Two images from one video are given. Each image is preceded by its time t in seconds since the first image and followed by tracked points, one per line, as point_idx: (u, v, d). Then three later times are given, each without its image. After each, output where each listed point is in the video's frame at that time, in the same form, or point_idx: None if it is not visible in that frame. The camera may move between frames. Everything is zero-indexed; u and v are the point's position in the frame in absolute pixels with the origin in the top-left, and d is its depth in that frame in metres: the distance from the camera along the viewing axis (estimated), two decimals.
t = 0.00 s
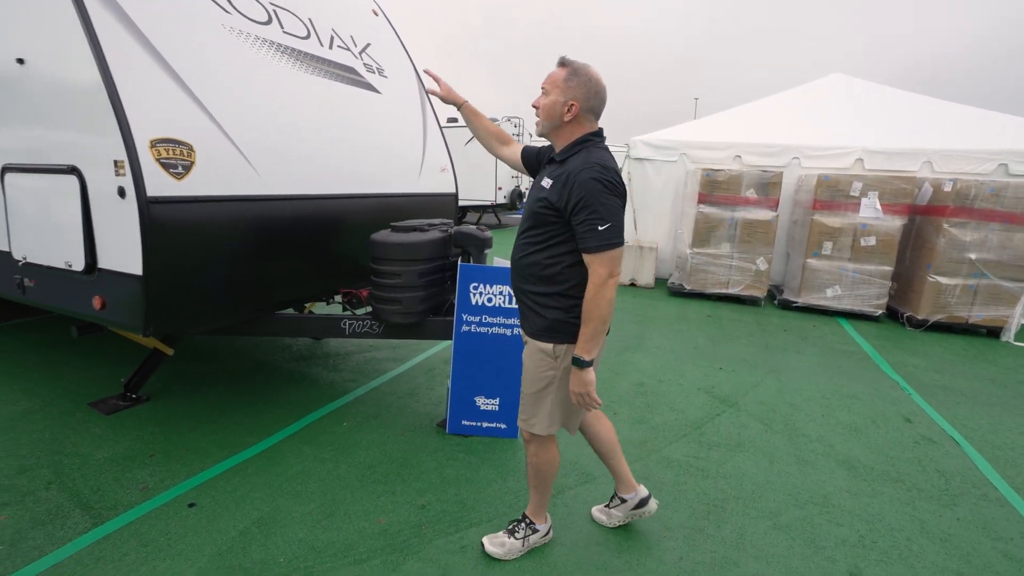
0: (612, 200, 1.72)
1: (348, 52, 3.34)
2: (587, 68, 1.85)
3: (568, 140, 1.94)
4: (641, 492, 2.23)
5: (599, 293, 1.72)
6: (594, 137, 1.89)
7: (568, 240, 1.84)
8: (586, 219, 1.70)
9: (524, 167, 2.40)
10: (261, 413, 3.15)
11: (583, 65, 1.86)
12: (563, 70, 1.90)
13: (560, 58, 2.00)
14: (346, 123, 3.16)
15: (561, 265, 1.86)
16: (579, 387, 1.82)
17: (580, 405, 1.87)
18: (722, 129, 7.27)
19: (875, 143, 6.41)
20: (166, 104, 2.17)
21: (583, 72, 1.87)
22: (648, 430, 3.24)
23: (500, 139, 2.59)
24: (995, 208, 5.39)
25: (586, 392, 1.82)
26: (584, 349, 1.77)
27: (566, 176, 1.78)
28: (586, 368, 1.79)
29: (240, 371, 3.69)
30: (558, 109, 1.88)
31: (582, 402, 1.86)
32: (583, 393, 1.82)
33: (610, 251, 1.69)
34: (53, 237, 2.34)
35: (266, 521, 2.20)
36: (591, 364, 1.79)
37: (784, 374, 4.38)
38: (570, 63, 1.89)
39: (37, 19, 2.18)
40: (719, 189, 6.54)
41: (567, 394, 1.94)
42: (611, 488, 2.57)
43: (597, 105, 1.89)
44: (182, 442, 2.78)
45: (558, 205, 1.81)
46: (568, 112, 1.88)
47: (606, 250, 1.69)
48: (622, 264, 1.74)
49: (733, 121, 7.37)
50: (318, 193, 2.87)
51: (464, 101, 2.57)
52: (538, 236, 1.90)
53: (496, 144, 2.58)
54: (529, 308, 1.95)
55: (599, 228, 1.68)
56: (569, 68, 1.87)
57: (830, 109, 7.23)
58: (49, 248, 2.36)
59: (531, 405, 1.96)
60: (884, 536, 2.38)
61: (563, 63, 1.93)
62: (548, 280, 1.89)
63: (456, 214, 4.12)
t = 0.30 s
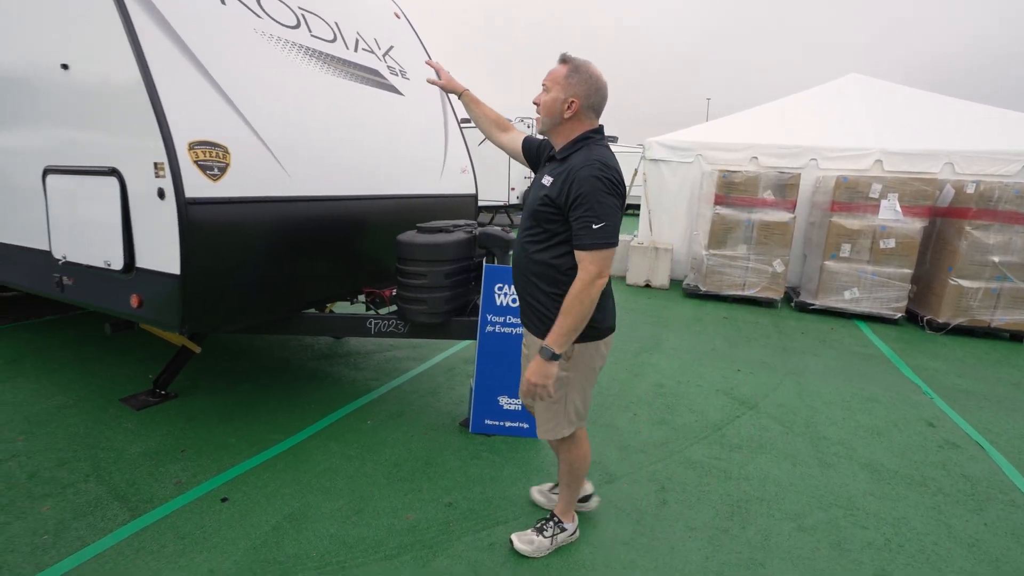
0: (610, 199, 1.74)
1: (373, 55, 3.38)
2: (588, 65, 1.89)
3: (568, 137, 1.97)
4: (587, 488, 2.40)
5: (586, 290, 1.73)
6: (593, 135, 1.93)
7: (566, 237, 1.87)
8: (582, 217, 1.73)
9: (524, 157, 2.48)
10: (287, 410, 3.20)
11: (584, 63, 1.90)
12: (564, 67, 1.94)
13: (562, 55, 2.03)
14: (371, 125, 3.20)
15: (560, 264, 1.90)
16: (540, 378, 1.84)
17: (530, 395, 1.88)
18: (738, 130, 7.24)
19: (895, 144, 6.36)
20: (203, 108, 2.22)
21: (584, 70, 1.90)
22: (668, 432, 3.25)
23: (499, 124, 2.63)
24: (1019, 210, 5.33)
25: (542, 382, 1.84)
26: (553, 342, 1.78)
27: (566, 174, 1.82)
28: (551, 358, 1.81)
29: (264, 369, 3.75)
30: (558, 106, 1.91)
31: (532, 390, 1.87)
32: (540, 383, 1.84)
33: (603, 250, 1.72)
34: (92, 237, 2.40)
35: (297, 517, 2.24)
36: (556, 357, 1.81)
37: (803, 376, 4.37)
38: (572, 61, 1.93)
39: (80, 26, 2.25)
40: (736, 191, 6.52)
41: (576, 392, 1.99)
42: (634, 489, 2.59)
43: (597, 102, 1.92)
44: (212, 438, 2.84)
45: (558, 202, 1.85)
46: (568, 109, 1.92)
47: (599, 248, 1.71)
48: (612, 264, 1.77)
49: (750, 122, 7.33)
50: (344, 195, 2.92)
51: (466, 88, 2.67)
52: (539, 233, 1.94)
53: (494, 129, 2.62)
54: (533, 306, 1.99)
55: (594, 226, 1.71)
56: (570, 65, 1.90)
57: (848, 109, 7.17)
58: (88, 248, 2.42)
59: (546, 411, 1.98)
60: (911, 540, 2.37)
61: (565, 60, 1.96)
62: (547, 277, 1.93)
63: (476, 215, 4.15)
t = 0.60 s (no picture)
0: (608, 202, 1.78)
1: (397, 56, 3.43)
2: (587, 71, 1.93)
3: (566, 141, 2.00)
4: (510, 485, 2.33)
5: (580, 289, 1.77)
6: (591, 138, 1.96)
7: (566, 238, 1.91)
8: (581, 219, 1.77)
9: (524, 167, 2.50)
10: (313, 406, 3.26)
11: (583, 68, 1.93)
12: (564, 72, 1.97)
13: (562, 61, 2.06)
14: (397, 125, 3.25)
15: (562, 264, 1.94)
16: (526, 363, 1.87)
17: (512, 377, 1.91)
18: (752, 131, 7.24)
19: (911, 145, 6.34)
20: (241, 109, 2.28)
21: (582, 75, 1.93)
22: (689, 430, 3.27)
23: (501, 141, 2.68)
24: None
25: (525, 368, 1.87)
26: (539, 331, 1.83)
27: (568, 177, 1.86)
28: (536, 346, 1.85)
29: (288, 366, 3.81)
30: (557, 110, 1.95)
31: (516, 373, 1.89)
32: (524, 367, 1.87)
33: (598, 251, 1.75)
34: (132, 235, 2.46)
35: (330, 509, 2.29)
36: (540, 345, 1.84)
37: (821, 376, 4.37)
38: (571, 66, 1.96)
39: (122, 29, 2.30)
40: (751, 191, 6.52)
41: (587, 382, 2.02)
42: (659, 485, 2.64)
43: (596, 108, 1.96)
44: (242, 433, 2.90)
45: (559, 204, 1.88)
46: (567, 114, 1.95)
47: (596, 250, 1.75)
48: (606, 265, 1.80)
49: (764, 123, 7.32)
50: (371, 195, 2.96)
51: (469, 104, 2.64)
52: (540, 234, 1.98)
53: (497, 146, 2.67)
54: (536, 305, 2.04)
55: (590, 229, 1.75)
56: (570, 70, 1.94)
57: (863, 110, 7.15)
58: (127, 246, 2.48)
59: (558, 403, 2.01)
60: (936, 539, 2.39)
61: (564, 66, 1.99)
62: (548, 278, 1.98)
63: (495, 215, 4.20)
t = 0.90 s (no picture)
0: (594, 197, 1.84)
1: (419, 59, 3.49)
2: (576, 79, 1.96)
3: (552, 144, 2.05)
4: (530, 484, 2.38)
5: (576, 281, 1.83)
6: (575, 141, 2.01)
7: (552, 234, 1.96)
8: (569, 213, 1.82)
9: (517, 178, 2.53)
10: (338, 402, 3.33)
11: (573, 76, 1.96)
12: (553, 78, 2.01)
13: (554, 66, 2.10)
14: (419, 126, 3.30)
15: (546, 257, 1.97)
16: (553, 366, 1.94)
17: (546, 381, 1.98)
18: (765, 131, 7.25)
19: (928, 145, 6.31)
20: (275, 111, 2.35)
21: (571, 82, 1.97)
22: (708, 428, 3.30)
23: (495, 150, 2.71)
24: None
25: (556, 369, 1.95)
26: (559, 330, 1.88)
27: (553, 175, 1.91)
28: (559, 348, 1.91)
29: (310, 363, 3.88)
30: (545, 114, 2.00)
31: (550, 377, 1.98)
32: (554, 369, 1.95)
33: (589, 243, 1.81)
34: (168, 234, 2.53)
35: (360, 502, 2.35)
36: (564, 346, 1.91)
37: (837, 376, 4.38)
38: (560, 72, 1.99)
39: (162, 35, 2.38)
40: (765, 191, 6.51)
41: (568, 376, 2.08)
42: (679, 481, 2.68)
43: (581, 114, 2.00)
44: (270, 427, 2.97)
45: (544, 201, 1.93)
46: (554, 117, 2.00)
47: (587, 242, 1.81)
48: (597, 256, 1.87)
49: (778, 123, 7.31)
50: (397, 195, 3.01)
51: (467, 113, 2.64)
52: (525, 231, 2.02)
53: (491, 155, 2.70)
54: (518, 298, 2.06)
55: (580, 222, 1.81)
56: (559, 76, 1.98)
57: (879, 109, 7.12)
58: (164, 244, 2.56)
59: (539, 393, 2.06)
60: (958, 537, 2.40)
61: (554, 72, 2.03)
62: (533, 272, 2.01)
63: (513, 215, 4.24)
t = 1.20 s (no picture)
0: (589, 197, 1.81)
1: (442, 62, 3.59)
2: (567, 82, 1.91)
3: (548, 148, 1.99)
4: (549, 474, 2.47)
5: (571, 278, 1.81)
6: (570, 143, 1.95)
7: (548, 233, 1.92)
8: (565, 213, 1.79)
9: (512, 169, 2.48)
10: (362, 395, 3.43)
11: (564, 80, 1.91)
12: (546, 82, 1.95)
13: (546, 72, 2.05)
14: (443, 127, 3.39)
15: (540, 254, 1.93)
16: (540, 353, 1.92)
17: (527, 366, 1.96)
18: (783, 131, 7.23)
19: (949, 145, 6.25)
20: (309, 115, 2.45)
21: (563, 86, 1.92)
22: (724, 425, 3.35)
23: (492, 139, 2.71)
24: None
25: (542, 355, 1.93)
26: (548, 319, 1.86)
27: (549, 174, 1.87)
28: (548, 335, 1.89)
29: (334, 358, 4.00)
30: (538, 119, 1.94)
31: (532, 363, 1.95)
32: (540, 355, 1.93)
33: (585, 242, 1.78)
34: (206, 233, 2.66)
35: (387, 489, 2.45)
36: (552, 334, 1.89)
37: (854, 376, 4.39)
38: (552, 77, 1.94)
39: (201, 43, 2.50)
40: (782, 192, 6.51)
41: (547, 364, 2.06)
42: (696, 476, 2.74)
43: (574, 117, 1.94)
44: (299, 418, 3.09)
45: (540, 201, 1.89)
46: (547, 121, 1.94)
47: (583, 241, 1.77)
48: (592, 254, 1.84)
49: (795, 123, 7.29)
50: (422, 196, 3.10)
51: (466, 100, 2.66)
52: (520, 230, 1.98)
53: (489, 144, 2.70)
54: (513, 294, 2.03)
55: (576, 221, 1.77)
56: (551, 81, 1.92)
57: (899, 109, 7.05)
58: (201, 242, 2.69)
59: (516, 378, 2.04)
60: (974, 533, 2.42)
61: (547, 76, 1.98)
62: (529, 271, 1.97)
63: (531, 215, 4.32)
